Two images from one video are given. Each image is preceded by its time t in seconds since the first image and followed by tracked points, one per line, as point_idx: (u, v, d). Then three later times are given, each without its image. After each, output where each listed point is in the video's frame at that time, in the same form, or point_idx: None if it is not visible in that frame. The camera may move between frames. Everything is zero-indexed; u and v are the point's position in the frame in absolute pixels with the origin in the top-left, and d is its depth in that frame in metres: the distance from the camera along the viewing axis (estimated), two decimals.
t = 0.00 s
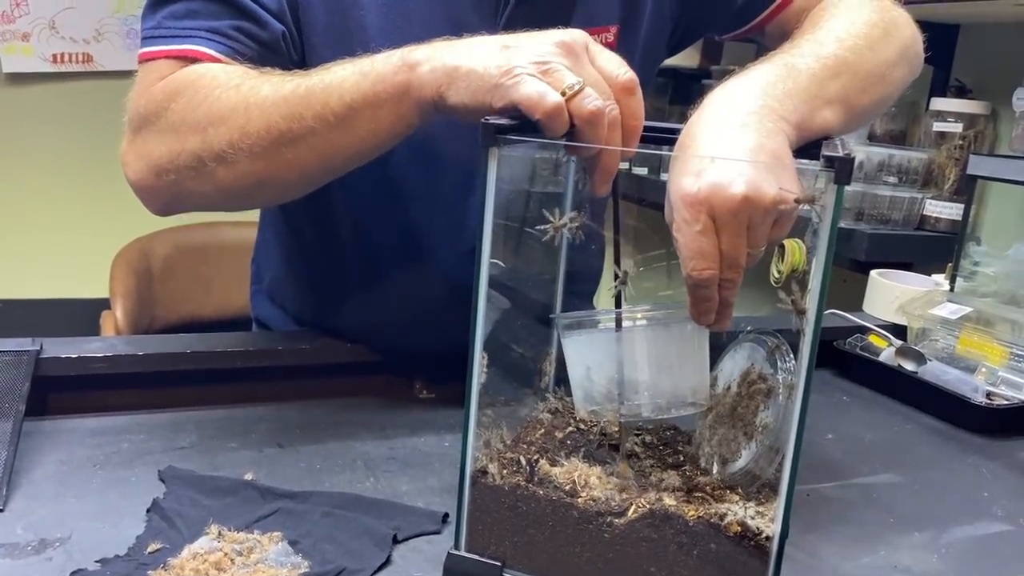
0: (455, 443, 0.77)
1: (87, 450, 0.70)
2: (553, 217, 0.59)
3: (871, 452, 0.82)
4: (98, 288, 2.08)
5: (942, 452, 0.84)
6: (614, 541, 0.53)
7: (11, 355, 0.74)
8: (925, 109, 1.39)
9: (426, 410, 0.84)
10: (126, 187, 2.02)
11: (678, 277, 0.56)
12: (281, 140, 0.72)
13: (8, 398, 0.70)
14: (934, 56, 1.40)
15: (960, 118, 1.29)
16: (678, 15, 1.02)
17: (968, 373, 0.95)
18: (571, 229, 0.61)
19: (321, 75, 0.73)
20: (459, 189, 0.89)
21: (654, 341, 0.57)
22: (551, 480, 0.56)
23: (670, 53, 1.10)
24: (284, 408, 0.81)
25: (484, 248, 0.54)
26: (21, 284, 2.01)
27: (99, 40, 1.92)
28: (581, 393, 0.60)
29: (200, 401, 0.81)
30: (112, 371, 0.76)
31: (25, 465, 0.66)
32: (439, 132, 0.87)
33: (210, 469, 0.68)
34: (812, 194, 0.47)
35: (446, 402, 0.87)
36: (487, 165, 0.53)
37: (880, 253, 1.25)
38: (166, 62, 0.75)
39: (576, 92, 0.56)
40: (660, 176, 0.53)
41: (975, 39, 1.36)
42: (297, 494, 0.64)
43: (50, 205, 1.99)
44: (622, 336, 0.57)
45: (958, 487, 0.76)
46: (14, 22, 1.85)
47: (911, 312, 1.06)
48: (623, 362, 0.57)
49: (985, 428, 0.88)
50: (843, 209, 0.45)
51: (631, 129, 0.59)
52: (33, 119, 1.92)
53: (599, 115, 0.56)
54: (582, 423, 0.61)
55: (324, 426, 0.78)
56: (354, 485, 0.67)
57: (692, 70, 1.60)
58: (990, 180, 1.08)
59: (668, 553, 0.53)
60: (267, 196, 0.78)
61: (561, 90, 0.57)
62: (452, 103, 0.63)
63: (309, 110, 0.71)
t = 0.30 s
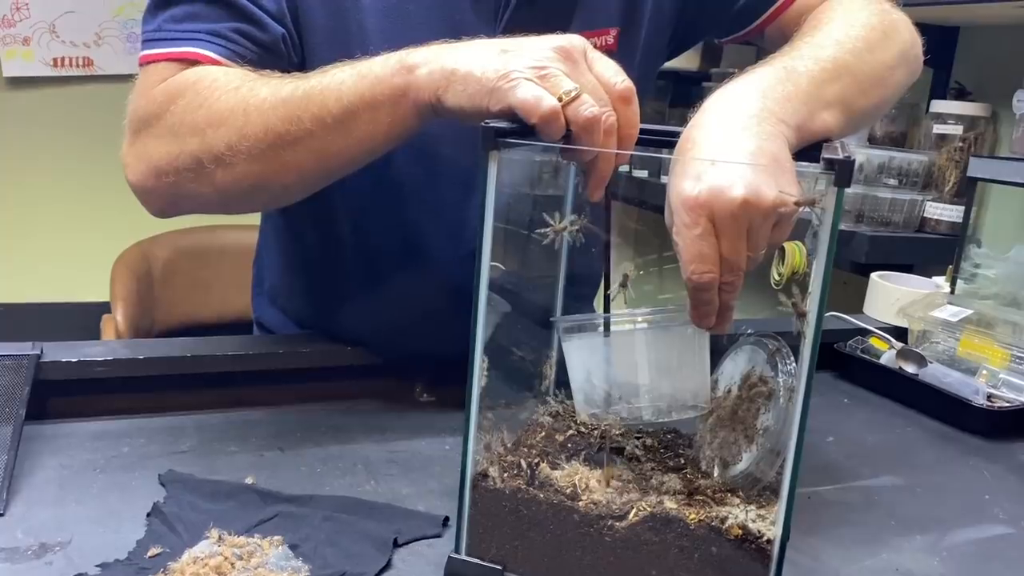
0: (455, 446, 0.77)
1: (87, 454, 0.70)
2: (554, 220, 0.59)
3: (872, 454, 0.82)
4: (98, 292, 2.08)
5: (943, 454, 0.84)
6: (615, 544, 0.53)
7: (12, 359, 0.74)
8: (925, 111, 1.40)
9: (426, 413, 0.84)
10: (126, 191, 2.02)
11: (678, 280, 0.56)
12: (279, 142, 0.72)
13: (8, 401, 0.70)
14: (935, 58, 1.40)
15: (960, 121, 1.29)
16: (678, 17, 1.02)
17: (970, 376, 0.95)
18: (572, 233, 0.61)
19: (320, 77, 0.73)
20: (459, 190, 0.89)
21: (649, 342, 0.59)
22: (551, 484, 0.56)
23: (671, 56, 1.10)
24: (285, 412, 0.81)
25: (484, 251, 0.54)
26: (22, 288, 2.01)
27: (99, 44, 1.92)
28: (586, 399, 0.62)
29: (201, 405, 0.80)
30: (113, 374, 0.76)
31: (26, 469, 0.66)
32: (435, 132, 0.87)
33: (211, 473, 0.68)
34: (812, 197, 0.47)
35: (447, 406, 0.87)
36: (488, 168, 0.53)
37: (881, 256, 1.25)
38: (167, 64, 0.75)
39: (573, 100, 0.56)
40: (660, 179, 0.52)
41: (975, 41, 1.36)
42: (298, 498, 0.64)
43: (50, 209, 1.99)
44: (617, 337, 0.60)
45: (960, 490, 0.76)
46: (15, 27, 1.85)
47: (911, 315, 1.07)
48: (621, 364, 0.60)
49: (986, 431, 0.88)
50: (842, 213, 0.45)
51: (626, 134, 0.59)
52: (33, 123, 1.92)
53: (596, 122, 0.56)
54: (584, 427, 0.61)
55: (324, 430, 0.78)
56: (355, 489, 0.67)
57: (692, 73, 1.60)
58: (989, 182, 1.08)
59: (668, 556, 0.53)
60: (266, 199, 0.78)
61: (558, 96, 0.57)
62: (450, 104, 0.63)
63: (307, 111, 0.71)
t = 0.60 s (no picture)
0: (455, 451, 0.77)
1: (88, 459, 0.70)
2: (553, 225, 0.62)
3: (872, 458, 0.82)
4: (98, 296, 2.08)
5: (943, 458, 0.84)
6: (615, 549, 0.54)
7: (12, 364, 0.74)
8: (923, 114, 1.40)
9: (426, 418, 0.84)
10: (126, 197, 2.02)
11: (678, 277, 0.56)
12: (261, 131, 0.72)
13: (9, 407, 0.70)
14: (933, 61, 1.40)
15: (959, 123, 1.28)
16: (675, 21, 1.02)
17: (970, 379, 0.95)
18: (571, 238, 0.64)
19: (297, 62, 0.72)
20: (457, 184, 0.88)
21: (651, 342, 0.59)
22: (551, 489, 0.56)
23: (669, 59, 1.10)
24: (285, 417, 0.81)
25: (483, 254, 0.54)
26: (22, 294, 2.01)
27: (99, 49, 1.92)
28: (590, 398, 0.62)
29: (201, 410, 0.80)
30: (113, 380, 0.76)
31: (26, 475, 0.66)
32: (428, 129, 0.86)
33: (211, 478, 0.68)
34: (810, 201, 0.47)
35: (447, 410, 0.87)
36: (486, 173, 0.53)
37: (881, 259, 1.25)
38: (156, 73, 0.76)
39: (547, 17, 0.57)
40: (659, 183, 0.52)
41: (973, 44, 1.37)
42: (297, 503, 0.64)
43: (51, 215, 1.99)
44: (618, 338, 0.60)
45: (960, 493, 0.76)
46: (15, 32, 1.85)
47: (911, 319, 1.07)
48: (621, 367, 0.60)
49: (986, 434, 0.88)
50: (840, 217, 0.46)
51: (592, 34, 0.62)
52: (33, 128, 1.92)
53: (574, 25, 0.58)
54: (585, 431, 0.63)
55: (324, 435, 0.78)
56: (355, 494, 0.67)
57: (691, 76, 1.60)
58: (989, 185, 1.08)
59: (669, 560, 0.53)
60: (257, 193, 0.78)
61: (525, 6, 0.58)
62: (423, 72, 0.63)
63: (285, 98, 0.70)
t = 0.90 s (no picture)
0: (454, 457, 0.77)
1: (88, 467, 0.70)
2: (549, 234, 0.62)
3: (870, 463, 0.82)
4: (98, 304, 2.08)
5: (942, 463, 0.84)
6: (611, 556, 0.54)
7: (12, 373, 0.74)
8: (922, 119, 1.41)
9: (425, 425, 0.85)
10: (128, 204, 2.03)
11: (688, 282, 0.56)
12: (212, 131, 0.72)
13: (9, 416, 0.71)
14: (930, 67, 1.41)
15: (956, 129, 1.29)
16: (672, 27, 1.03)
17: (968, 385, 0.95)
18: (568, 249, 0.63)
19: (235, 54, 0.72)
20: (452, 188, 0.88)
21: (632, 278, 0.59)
22: (547, 497, 0.56)
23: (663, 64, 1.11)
24: (284, 425, 0.82)
25: (479, 261, 0.55)
26: (24, 302, 2.01)
27: (99, 57, 1.93)
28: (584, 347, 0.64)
29: (202, 418, 0.81)
30: (113, 388, 0.76)
31: (26, 484, 0.67)
32: (420, 135, 0.87)
33: (211, 486, 0.69)
34: (803, 211, 0.48)
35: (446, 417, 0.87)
36: (482, 182, 0.53)
37: (879, 263, 1.25)
38: (127, 98, 0.78)
39: None
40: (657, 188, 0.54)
41: (969, 50, 1.37)
42: (296, 510, 0.64)
43: (52, 224, 2.00)
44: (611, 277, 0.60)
45: (958, 498, 0.76)
46: (16, 41, 1.86)
47: (909, 324, 1.06)
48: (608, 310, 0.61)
49: (984, 439, 0.89)
50: (833, 226, 0.46)
51: None
52: (34, 136, 1.93)
53: None
54: (583, 439, 0.66)
55: (323, 441, 0.78)
56: (354, 501, 0.68)
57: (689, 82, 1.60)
58: (986, 191, 1.08)
59: (665, 567, 0.53)
60: (231, 192, 0.78)
61: None
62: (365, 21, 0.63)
63: (226, 92, 0.70)
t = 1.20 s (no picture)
0: (452, 468, 0.77)
1: (88, 481, 0.71)
2: (543, 250, 0.64)
3: (866, 472, 0.82)
4: (99, 313, 2.09)
5: (937, 472, 0.84)
6: (606, 569, 0.54)
7: (13, 387, 0.75)
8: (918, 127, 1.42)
9: (423, 435, 0.85)
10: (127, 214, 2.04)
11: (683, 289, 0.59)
12: (195, 151, 0.74)
13: (10, 430, 0.71)
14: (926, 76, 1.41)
15: (952, 137, 1.29)
16: (664, 35, 1.04)
17: (964, 393, 0.95)
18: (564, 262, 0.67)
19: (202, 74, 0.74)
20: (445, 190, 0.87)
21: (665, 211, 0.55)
22: (543, 509, 0.57)
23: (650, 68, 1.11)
24: (283, 436, 0.82)
25: (477, 275, 0.56)
26: (24, 312, 2.02)
27: (100, 68, 1.94)
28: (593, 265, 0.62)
29: (203, 430, 0.81)
30: (113, 401, 0.77)
31: (27, 497, 0.67)
32: (406, 139, 0.85)
33: (211, 498, 0.69)
34: (793, 228, 0.49)
35: (443, 427, 0.88)
36: (477, 199, 0.54)
37: (876, 271, 1.26)
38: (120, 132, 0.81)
39: None
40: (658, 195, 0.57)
41: (964, 59, 1.38)
42: (295, 523, 0.65)
43: (52, 233, 2.00)
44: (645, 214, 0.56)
45: (953, 507, 0.77)
46: (17, 53, 1.87)
47: (905, 332, 1.07)
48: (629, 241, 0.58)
49: (979, 447, 0.89)
50: (822, 242, 0.47)
51: None
52: (34, 147, 1.93)
53: None
54: (579, 452, 0.67)
55: (321, 452, 0.79)
56: (352, 513, 0.68)
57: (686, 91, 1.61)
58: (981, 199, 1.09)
59: None
60: (224, 205, 0.81)
61: None
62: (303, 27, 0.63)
63: (198, 113, 0.72)
